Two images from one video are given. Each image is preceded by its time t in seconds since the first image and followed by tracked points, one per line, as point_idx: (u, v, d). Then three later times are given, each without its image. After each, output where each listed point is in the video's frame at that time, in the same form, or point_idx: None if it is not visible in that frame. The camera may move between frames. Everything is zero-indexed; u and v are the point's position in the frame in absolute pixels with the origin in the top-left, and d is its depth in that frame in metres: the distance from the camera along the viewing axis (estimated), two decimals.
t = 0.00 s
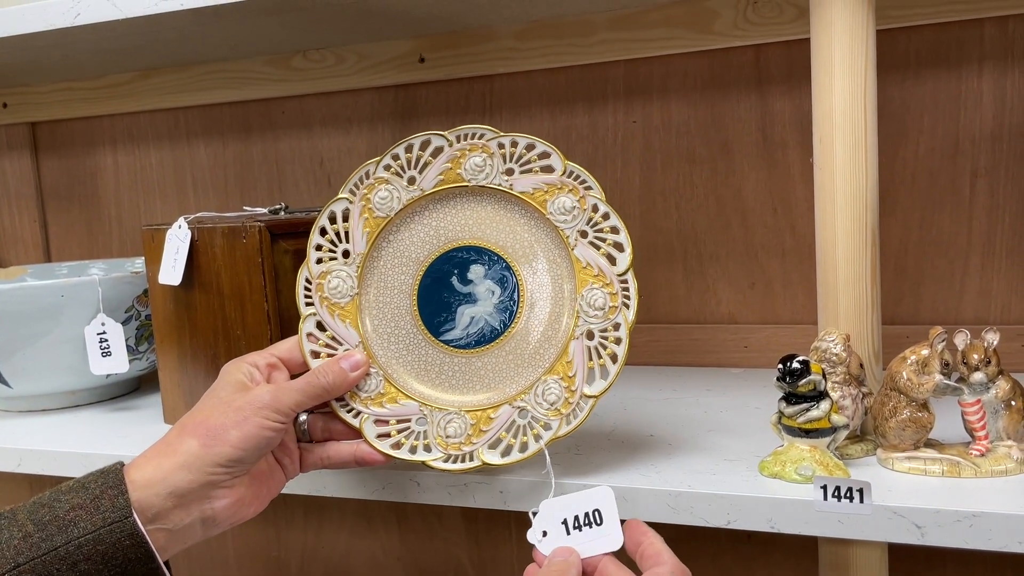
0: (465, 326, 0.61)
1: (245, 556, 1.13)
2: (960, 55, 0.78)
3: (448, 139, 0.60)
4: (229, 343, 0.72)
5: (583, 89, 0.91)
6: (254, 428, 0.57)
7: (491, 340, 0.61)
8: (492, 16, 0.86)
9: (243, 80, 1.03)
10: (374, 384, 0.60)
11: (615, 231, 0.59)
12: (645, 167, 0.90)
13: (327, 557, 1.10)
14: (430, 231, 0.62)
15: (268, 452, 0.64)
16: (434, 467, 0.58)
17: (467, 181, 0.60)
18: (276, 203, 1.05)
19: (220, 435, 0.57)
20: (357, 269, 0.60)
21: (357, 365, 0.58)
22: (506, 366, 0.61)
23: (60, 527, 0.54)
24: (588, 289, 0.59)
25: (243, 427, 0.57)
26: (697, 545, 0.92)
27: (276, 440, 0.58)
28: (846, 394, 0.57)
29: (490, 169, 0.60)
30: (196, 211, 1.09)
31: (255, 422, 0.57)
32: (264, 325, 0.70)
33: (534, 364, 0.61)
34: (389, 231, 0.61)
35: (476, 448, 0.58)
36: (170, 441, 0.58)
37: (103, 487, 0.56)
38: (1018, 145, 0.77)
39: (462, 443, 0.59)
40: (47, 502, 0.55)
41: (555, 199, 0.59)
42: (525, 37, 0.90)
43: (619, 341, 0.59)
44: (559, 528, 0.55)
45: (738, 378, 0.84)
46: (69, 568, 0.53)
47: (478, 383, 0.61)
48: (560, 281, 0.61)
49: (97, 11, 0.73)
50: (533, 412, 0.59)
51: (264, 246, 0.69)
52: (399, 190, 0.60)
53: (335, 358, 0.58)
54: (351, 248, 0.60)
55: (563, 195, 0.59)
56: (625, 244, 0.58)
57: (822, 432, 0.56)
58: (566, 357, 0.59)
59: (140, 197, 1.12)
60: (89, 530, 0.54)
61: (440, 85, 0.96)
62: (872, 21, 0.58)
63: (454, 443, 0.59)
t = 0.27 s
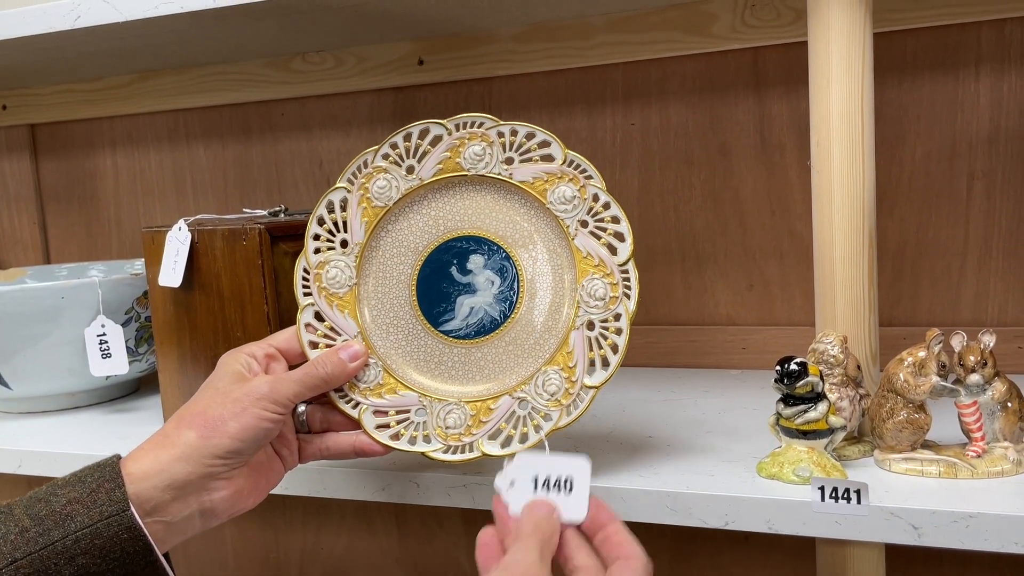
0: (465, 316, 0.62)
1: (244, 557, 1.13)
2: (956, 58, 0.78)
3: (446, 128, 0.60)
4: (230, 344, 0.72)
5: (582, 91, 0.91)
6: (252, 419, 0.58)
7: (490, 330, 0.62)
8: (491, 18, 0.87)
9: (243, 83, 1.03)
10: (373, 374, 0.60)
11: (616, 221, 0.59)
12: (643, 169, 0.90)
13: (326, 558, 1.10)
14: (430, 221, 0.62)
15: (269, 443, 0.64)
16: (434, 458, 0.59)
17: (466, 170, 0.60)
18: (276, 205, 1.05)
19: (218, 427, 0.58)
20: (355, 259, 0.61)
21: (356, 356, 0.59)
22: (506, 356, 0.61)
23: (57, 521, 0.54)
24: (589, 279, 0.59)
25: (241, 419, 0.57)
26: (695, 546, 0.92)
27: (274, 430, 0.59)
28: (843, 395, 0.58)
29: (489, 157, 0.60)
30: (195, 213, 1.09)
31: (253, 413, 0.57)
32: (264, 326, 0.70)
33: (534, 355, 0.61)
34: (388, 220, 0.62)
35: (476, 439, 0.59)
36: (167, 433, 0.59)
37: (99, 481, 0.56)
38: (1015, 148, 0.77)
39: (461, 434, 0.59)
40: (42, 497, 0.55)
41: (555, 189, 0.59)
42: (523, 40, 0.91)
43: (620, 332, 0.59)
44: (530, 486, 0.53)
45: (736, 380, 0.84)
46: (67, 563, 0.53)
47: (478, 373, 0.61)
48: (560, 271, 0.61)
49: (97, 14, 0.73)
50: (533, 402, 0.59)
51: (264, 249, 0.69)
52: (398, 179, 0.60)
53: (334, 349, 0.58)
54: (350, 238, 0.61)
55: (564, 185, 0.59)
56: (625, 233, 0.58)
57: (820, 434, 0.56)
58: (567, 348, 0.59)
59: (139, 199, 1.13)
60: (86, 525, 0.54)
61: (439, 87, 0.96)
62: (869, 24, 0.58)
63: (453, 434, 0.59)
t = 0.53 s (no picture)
0: (460, 300, 0.62)
1: (242, 558, 1.14)
2: (952, 62, 0.78)
3: (443, 110, 0.60)
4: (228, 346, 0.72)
5: (579, 94, 0.92)
6: (245, 402, 0.57)
7: (486, 314, 0.62)
8: (488, 21, 0.87)
9: (241, 85, 1.03)
10: (368, 357, 0.60)
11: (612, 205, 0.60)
12: (640, 172, 0.90)
13: (323, 559, 1.10)
14: (424, 203, 0.62)
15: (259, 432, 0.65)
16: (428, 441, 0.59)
17: (462, 153, 0.61)
18: (273, 207, 1.05)
19: (211, 409, 0.58)
20: (350, 241, 0.61)
21: (350, 339, 0.58)
22: (500, 339, 0.62)
23: (49, 505, 0.55)
24: (586, 264, 0.59)
25: (233, 401, 0.57)
26: (692, 547, 0.93)
27: (268, 413, 0.59)
28: (839, 397, 0.58)
29: (484, 139, 0.60)
30: (193, 214, 1.09)
31: (246, 395, 0.57)
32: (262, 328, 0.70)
33: (529, 338, 0.61)
34: (383, 202, 0.62)
35: (471, 422, 0.59)
36: (162, 415, 0.59)
37: (90, 465, 0.57)
38: (1010, 151, 0.78)
39: (456, 418, 0.60)
40: (34, 482, 0.56)
41: (550, 172, 0.60)
42: (521, 42, 0.91)
43: (616, 317, 0.59)
44: (552, 411, 0.57)
45: (732, 382, 0.85)
46: (59, 546, 0.54)
47: (473, 356, 0.62)
48: (555, 255, 0.62)
49: (96, 17, 0.74)
50: (528, 386, 0.59)
51: (260, 253, 0.69)
52: (393, 161, 0.61)
53: (329, 331, 0.58)
54: (345, 220, 0.61)
55: (560, 168, 0.59)
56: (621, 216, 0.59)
57: (816, 436, 0.56)
58: (562, 331, 0.60)
59: (137, 200, 1.13)
60: (77, 509, 0.55)
61: (437, 89, 0.97)
62: (864, 27, 0.59)
63: (448, 418, 0.59)
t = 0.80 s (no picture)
0: (470, 325, 0.62)
1: (239, 558, 1.13)
2: (949, 62, 0.78)
3: (471, 152, 0.62)
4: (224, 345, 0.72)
5: (576, 94, 0.92)
6: (248, 391, 0.59)
7: (495, 340, 0.62)
8: (486, 21, 0.87)
9: (238, 84, 1.03)
10: (373, 371, 0.61)
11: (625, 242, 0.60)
12: (638, 172, 0.90)
13: (321, 559, 1.10)
14: (444, 236, 0.64)
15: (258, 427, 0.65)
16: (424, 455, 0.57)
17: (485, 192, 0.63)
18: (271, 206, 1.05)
19: (213, 396, 0.59)
20: (371, 266, 0.63)
21: (359, 351, 0.60)
22: (508, 365, 0.61)
23: (42, 492, 0.54)
24: (595, 293, 0.60)
25: (237, 389, 0.58)
26: (689, 546, 0.93)
27: (268, 407, 0.60)
28: (836, 397, 0.58)
29: (510, 178, 0.62)
30: (190, 214, 1.09)
31: (250, 385, 0.58)
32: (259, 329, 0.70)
33: (537, 363, 0.61)
34: (408, 236, 0.64)
35: (470, 438, 0.57)
36: (162, 401, 0.60)
37: (84, 451, 0.57)
38: (1006, 151, 0.78)
39: (455, 434, 0.58)
40: (28, 468, 0.56)
41: (567, 211, 0.61)
42: (518, 42, 0.91)
43: (623, 342, 0.59)
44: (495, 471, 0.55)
45: (730, 381, 0.85)
46: (54, 531, 0.54)
47: (479, 381, 0.61)
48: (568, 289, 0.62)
49: (93, 16, 0.74)
50: (531, 406, 0.58)
51: (258, 251, 0.69)
52: (420, 196, 0.63)
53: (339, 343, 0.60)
54: (368, 246, 0.63)
55: (576, 208, 0.61)
56: (633, 253, 0.59)
57: (813, 435, 0.56)
58: (568, 356, 0.59)
59: (134, 200, 1.12)
60: (71, 494, 0.55)
61: (434, 89, 0.97)
62: (861, 27, 0.59)
63: (447, 433, 0.58)
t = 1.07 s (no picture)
0: (520, 339, 0.66)
1: (236, 557, 1.13)
2: (946, 60, 0.78)
3: (538, 216, 0.74)
4: (222, 344, 0.72)
5: (574, 92, 0.92)
6: (308, 344, 0.64)
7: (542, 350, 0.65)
8: (483, 19, 0.87)
9: (235, 82, 1.03)
10: (424, 364, 0.64)
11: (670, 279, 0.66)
12: (635, 170, 0.90)
13: (318, 558, 1.10)
14: (508, 276, 0.72)
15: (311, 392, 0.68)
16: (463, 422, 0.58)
17: (547, 246, 0.73)
18: (267, 205, 1.05)
19: (275, 345, 0.64)
20: (438, 292, 0.71)
21: (415, 343, 0.64)
22: (552, 368, 0.63)
23: (115, 431, 0.54)
24: (639, 311, 0.64)
25: (299, 339, 0.64)
26: (687, 544, 0.93)
27: (324, 367, 0.65)
28: (833, 395, 0.58)
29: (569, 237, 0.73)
30: (187, 213, 1.09)
31: (314, 338, 0.64)
32: (257, 328, 0.69)
33: (579, 363, 0.62)
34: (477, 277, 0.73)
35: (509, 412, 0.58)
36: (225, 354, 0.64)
37: (153, 395, 0.57)
38: (1004, 149, 0.78)
39: (495, 410, 0.59)
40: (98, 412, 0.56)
41: (619, 257, 0.70)
42: (515, 41, 0.91)
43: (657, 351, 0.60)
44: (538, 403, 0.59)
45: (727, 379, 0.85)
46: (127, 468, 0.54)
47: (524, 378, 0.62)
48: (612, 312, 0.66)
49: (89, 14, 0.73)
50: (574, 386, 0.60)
51: (255, 249, 0.68)
52: (488, 246, 0.74)
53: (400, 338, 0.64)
54: (438, 279, 0.72)
55: (627, 254, 0.70)
56: (677, 283, 0.65)
57: (810, 433, 0.56)
58: (608, 357, 0.62)
59: (130, 198, 1.12)
60: (144, 432, 0.55)
61: (431, 87, 0.96)
62: (859, 26, 0.59)
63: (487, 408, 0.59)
